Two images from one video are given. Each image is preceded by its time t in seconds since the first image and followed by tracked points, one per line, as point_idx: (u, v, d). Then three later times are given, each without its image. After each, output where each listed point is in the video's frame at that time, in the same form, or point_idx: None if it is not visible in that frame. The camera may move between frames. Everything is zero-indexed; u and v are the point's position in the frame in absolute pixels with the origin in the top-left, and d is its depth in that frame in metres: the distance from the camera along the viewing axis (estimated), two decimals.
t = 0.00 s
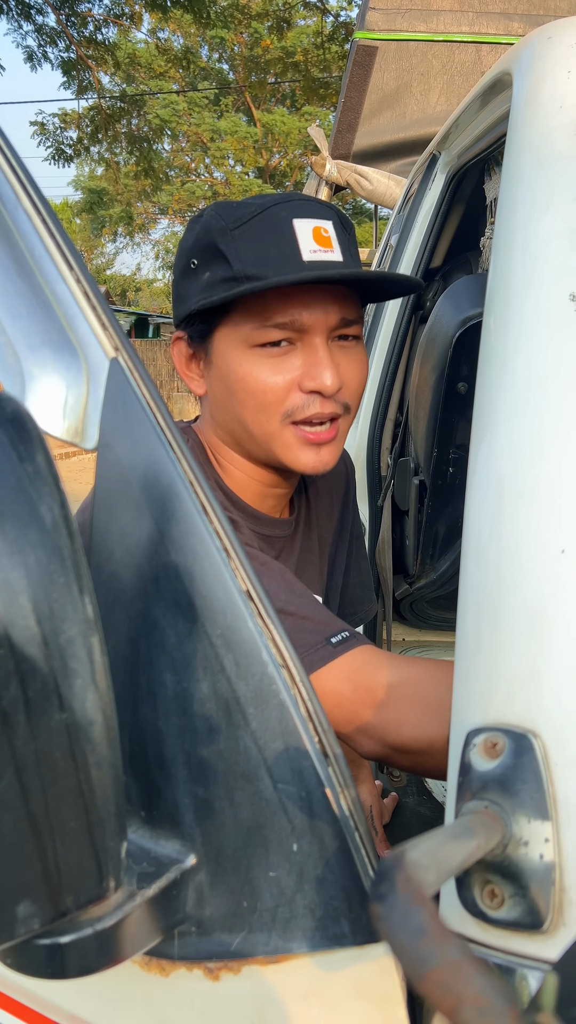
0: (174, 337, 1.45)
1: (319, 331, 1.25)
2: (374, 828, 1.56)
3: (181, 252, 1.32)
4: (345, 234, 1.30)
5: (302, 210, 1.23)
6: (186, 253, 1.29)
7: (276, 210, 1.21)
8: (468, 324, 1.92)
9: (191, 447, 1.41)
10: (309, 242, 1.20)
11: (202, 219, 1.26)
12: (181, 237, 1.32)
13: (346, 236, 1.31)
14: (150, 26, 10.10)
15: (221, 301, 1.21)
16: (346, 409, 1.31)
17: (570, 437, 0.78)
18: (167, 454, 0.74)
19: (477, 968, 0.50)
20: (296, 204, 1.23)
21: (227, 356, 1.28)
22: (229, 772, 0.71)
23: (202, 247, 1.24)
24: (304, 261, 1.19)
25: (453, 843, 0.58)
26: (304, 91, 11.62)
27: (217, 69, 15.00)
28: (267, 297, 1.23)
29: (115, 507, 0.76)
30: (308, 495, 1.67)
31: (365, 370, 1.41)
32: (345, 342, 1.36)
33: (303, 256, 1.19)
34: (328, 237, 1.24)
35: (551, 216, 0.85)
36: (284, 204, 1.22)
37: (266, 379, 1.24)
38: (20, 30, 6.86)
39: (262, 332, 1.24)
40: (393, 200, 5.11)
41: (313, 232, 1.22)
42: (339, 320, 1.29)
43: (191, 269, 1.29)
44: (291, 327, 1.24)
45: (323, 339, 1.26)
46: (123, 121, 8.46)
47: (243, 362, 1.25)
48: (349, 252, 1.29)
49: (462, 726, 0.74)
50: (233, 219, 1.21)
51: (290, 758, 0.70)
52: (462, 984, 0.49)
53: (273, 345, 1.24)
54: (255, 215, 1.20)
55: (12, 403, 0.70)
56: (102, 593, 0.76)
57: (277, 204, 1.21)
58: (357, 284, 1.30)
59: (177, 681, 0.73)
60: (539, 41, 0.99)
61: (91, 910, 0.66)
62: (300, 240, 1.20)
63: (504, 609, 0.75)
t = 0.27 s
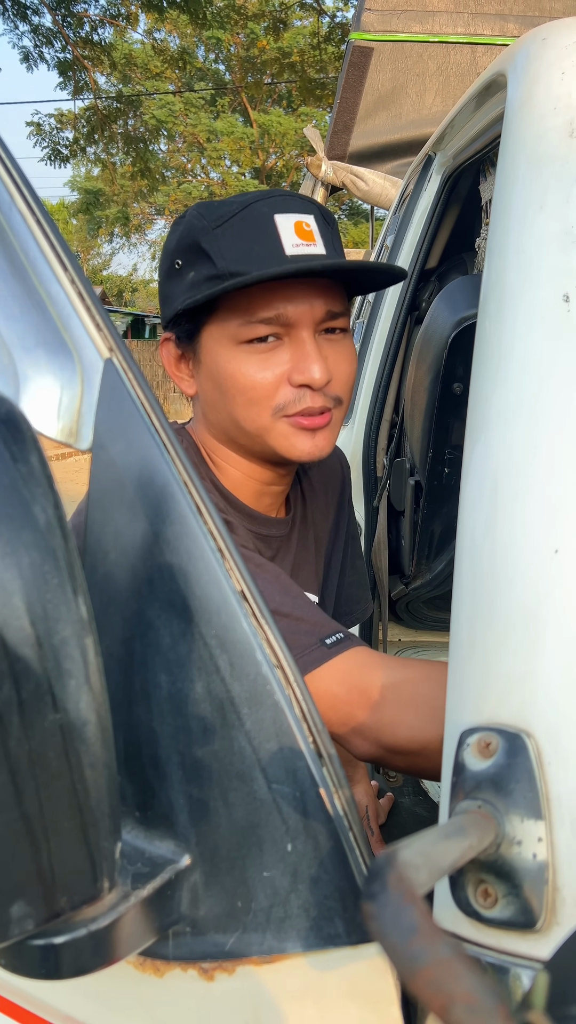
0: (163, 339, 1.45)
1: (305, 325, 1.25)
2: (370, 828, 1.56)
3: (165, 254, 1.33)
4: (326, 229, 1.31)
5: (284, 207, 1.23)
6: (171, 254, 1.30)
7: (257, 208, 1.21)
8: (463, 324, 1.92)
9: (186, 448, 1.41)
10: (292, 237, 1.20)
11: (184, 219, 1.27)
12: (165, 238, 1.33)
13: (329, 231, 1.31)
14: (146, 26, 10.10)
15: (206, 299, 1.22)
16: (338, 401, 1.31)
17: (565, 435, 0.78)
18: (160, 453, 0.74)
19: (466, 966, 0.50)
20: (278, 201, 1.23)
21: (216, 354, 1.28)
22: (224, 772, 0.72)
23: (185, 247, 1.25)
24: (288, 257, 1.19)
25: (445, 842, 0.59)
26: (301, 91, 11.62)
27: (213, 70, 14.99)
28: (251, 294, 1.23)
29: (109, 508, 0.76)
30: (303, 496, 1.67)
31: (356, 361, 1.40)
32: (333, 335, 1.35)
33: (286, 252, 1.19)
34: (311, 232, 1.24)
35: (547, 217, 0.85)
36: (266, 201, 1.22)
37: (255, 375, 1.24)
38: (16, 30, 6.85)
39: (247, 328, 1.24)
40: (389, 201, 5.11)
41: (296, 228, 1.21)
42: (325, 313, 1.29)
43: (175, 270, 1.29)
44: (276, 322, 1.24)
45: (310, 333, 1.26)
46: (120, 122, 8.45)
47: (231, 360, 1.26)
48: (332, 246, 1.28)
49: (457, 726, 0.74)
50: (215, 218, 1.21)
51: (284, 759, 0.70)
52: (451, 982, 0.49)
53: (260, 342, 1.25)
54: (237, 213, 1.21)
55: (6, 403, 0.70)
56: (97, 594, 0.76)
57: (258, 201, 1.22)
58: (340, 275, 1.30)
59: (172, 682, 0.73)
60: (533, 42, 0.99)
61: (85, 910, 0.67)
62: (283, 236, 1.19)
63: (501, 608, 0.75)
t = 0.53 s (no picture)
0: (157, 338, 1.45)
1: (301, 327, 1.25)
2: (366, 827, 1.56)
3: (160, 253, 1.32)
4: (323, 229, 1.31)
5: (280, 208, 1.23)
6: (165, 253, 1.29)
7: (254, 209, 1.21)
8: (460, 324, 1.92)
9: (181, 447, 1.40)
10: (288, 237, 1.20)
11: (179, 218, 1.26)
12: (159, 237, 1.32)
13: (325, 231, 1.31)
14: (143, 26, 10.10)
15: (202, 299, 1.21)
16: (332, 405, 1.31)
17: (562, 436, 0.78)
18: (155, 453, 0.74)
19: (459, 967, 0.49)
20: (274, 202, 1.23)
21: (210, 355, 1.28)
22: (219, 772, 0.71)
23: (180, 247, 1.24)
24: (284, 258, 1.19)
25: (439, 842, 0.58)
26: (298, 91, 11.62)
27: (210, 70, 14.99)
28: (247, 295, 1.23)
29: (104, 507, 0.76)
30: (299, 496, 1.67)
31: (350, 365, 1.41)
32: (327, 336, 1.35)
33: (283, 253, 1.19)
34: (307, 233, 1.24)
35: (542, 217, 0.85)
36: (262, 202, 1.22)
37: (249, 376, 1.24)
38: (12, 30, 6.84)
39: (243, 329, 1.24)
40: (385, 201, 5.11)
41: (292, 229, 1.21)
42: (321, 315, 1.29)
43: (170, 269, 1.29)
44: (272, 324, 1.24)
45: (305, 335, 1.26)
46: (117, 122, 8.45)
47: (226, 361, 1.26)
48: (328, 247, 1.28)
49: (452, 726, 0.74)
50: (212, 218, 1.21)
51: (279, 758, 0.70)
52: (444, 982, 0.48)
53: (255, 343, 1.25)
54: (233, 214, 1.21)
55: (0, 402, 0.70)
56: (91, 593, 0.76)
57: (254, 202, 1.22)
58: (336, 278, 1.30)
59: (167, 682, 0.73)
60: (529, 41, 0.99)
61: (79, 911, 0.66)
62: (279, 237, 1.20)
63: (497, 609, 0.75)
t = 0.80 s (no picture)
0: (155, 338, 1.45)
1: (298, 323, 1.25)
2: (364, 827, 1.56)
3: (158, 252, 1.33)
4: (319, 226, 1.30)
5: (276, 204, 1.23)
6: (164, 253, 1.30)
7: (250, 207, 1.21)
8: (458, 323, 1.92)
9: (179, 446, 1.40)
10: (284, 235, 1.19)
11: (177, 218, 1.27)
12: (158, 237, 1.33)
13: (322, 228, 1.31)
14: (140, 25, 10.08)
15: (198, 297, 1.21)
16: (330, 401, 1.31)
17: (560, 433, 0.78)
18: (153, 451, 0.74)
19: (455, 967, 0.49)
20: (271, 200, 1.23)
21: (208, 352, 1.28)
22: (216, 771, 0.71)
23: (178, 246, 1.25)
24: (281, 256, 1.18)
25: (435, 841, 0.58)
26: (297, 90, 11.62)
27: (208, 69, 14.98)
28: (244, 291, 1.23)
29: (100, 506, 0.76)
30: (297, 497, 1.67)
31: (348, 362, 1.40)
32: (324, 333, 1.35)
33: (278, 249, 1.19)
34: (303, 229, 1.23)
35: (540, 215, 0.86)
36: (258, 200, 1.22)
37: (247, 371, 1.23)
38: (10, 29, 6.84)
39: (241, 325, 1.24)
40: (384, 200, 5.11)
41: (288, 224, 1.21)
42: (318, 311, 1.29)
43: (168, 268, 1.29)
44: (269, 320, 1.24)
45: (302, 331, 1.26)
46: (115, 121, 8.44)
47: (223, 357, 1.25)
48: (325, 244, 1.28)
49: (449, 726, 0.74)
50: (208, 216, 1.21)
51: (276, 757, 0.70)
52: (440, 982, 0.48)
53: (252, 339, 1.24)
54: (230, 212, 1.21)
55: None
56: (88, 592, 0.75)
57: (250, 200, 1.21)
58: (333, 274, 1.30)
59: (164, 681, 0.73)
60: (527, 39, 0.99)
61: (75, 911, 0.66)
62: (275, 235, 1.19)
63: (495, 607, 0.75)
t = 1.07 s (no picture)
0: (155, 338, 1.44)
1: (295, 322, 1.25)
2: (363, 827, 1.56)
3: (156, 253, 1.33)
4: (317, 224, 1.30)
5: (272, 203, 1.22)
6: (161, 253, 1.30)
7: (246, 206, 1.21)
8: (458, 322, 1.91)
9: (178, 446, 1.40)
10: (280, 234, 1.19)
11: (174, 218, 1.27)
12: (156, 237, 1.33)
13: (321, 227, 1.31)
14: (140, 24, 10.07)
15: (194, 297, 1.21)
16: (328, 400, 1.31)
17: (559, 433, 0.77)
18: (151, 450, 0.74)
19: (455, 968, 0.49)
20: (267, 198, 1.22)
21: (205, 353, 1.28)
22: (215, 771, 0.71)
23: (175, 246, 1.25)
24: (276, 255, 1.18)
25: (435, 842, 0.58)
26: (297, 89, 11.61)
27: (208, 67, 14.96)
28: (240, 291, 1.23)
29: (99, 505, 0.76)
30: (298, 495, 1.67)
31: (348, 360, 1.40)
32: (323, 332, 1.35)
33: (274, 247, 1.18)
34: (300, 228, 1.23)
35: (540, 214, 0.85)
36: (255, 199, 1.22)
37: (244, 372, 1.23)
38: (10, 28, 6.84)
39: (237, 325, 1.24)
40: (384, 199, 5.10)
41: (284, 224, 1.20)
42: (315, 309, 1.28)
43: (166, 269, 1.29)
44: (266, 319, 1.24)
45: (300, 330, 1.25)
46: (115, 120, 8.43)
47: (220, 357, 1.25)
48: (324, 242, 1.27)
49: (449, 726, 0.74)
50: (204, 216, 1.21)
51: (276, 757, 0.70)
52: (440, 984, 0.48)
53: (249, 338, 1.24)
54: (226, 211, 1.21)
55: None
56: (86, 592, 0.75)
57: (246, 199, 1.21)
58: (331, 272, 1.29)
59: (162, 680, 0.73)
60: (528, 38, 0.99)
61: (74, 911, 0.66)
62: (271, 235, 1.19)
63: (494, 608, 0.75)
